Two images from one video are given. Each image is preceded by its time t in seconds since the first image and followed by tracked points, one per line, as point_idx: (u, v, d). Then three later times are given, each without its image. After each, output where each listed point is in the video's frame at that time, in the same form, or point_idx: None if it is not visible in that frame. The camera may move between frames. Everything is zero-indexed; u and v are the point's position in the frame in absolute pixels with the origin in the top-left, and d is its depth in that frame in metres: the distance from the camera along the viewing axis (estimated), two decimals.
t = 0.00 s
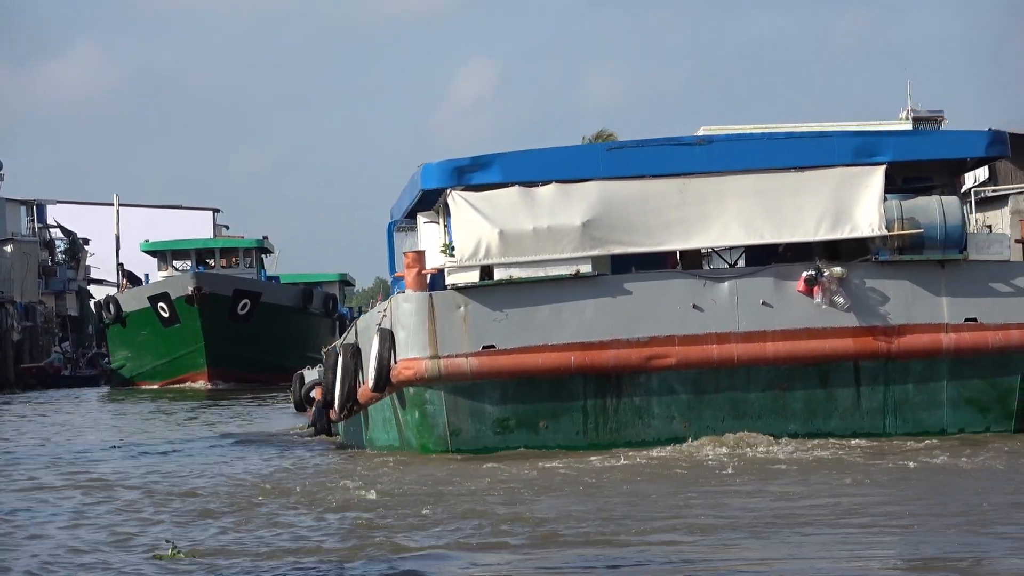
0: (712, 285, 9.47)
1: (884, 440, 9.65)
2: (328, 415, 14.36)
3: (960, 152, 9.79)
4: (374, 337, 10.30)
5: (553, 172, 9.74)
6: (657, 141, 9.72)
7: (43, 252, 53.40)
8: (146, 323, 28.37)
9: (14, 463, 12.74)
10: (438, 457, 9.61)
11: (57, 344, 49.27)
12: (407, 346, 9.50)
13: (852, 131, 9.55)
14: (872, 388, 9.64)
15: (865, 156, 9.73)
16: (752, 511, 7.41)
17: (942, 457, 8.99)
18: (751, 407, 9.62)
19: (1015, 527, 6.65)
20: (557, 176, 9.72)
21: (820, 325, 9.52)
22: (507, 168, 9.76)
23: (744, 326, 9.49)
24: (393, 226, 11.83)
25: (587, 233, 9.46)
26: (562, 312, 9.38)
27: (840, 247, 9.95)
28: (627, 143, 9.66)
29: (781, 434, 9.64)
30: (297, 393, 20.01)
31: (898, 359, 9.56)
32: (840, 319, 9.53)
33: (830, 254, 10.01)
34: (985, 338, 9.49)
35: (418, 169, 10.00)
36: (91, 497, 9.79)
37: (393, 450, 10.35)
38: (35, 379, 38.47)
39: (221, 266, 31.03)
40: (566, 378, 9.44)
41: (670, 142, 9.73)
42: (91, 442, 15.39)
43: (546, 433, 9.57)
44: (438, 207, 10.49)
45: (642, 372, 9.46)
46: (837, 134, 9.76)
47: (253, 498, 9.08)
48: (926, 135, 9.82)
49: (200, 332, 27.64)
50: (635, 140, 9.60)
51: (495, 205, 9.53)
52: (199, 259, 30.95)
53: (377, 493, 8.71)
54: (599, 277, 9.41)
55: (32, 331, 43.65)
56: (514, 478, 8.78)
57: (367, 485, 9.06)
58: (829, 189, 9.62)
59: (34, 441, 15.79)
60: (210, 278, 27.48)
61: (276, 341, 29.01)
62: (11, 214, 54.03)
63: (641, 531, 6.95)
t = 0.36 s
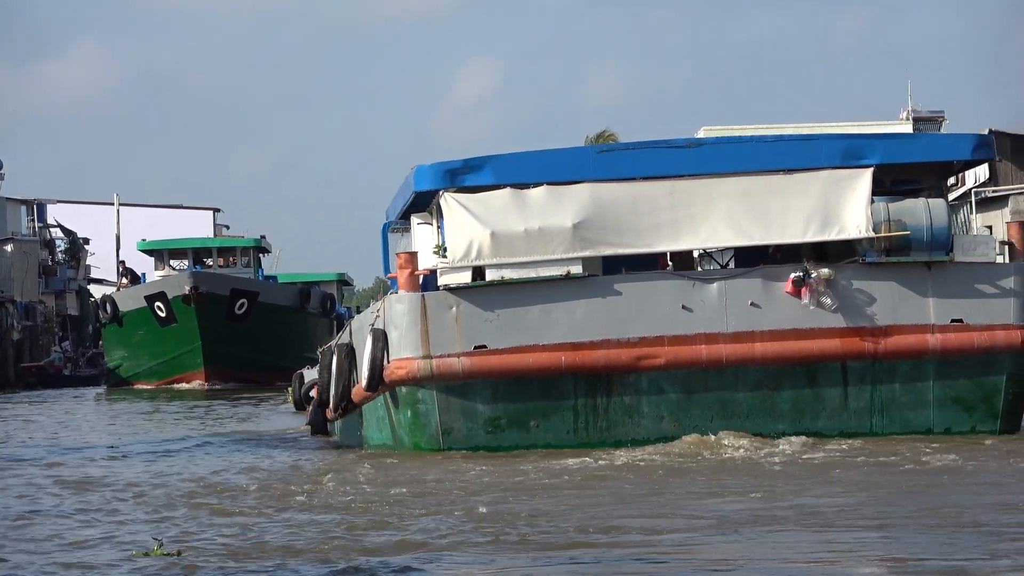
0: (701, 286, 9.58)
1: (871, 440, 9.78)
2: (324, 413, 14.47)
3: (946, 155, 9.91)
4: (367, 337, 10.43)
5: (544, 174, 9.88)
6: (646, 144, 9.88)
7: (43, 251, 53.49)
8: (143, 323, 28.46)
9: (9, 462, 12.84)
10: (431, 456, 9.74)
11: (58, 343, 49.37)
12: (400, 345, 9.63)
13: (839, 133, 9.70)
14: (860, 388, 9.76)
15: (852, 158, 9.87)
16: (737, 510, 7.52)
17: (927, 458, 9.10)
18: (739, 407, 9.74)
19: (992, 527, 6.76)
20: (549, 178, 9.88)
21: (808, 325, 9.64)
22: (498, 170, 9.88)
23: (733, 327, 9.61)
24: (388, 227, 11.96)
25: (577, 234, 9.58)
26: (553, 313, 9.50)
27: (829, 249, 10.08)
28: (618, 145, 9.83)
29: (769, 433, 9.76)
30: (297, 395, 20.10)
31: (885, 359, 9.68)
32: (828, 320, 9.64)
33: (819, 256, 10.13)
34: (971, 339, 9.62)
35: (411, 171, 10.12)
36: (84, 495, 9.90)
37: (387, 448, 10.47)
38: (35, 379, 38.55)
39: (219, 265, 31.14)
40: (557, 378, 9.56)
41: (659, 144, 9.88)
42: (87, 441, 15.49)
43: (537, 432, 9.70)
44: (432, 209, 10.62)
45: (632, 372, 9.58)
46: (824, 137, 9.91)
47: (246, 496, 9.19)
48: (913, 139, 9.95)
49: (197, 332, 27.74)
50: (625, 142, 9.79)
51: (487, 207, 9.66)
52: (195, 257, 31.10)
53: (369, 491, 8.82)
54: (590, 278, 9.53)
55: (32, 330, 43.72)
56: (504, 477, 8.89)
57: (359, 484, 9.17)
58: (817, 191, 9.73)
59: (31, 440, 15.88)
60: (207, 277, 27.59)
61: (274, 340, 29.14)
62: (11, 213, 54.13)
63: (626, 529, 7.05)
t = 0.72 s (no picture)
0: (689, 285, 9.70)
1: (858, 437, 9.89)
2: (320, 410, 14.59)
3: (932, 156, 10.04)
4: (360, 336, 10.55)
5: (535, 174, 10.02)
6: (635, 145, 10.02)
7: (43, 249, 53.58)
8: (139, 321, 28.56)
9: (5, 459, 12.96)
10: (422, 453, 9.86)
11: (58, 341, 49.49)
12: (392, 344, 9.75)
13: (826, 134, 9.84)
14: (846, 386, 9.88)
15: (839, 159, 10.01)
16: (720, 507, 7.63)
17: (911, 455, 9.21)
18: (728, 404, 9.86)
19: (970, 525, 6.86)
20: (540, 178, 10.01)
21: (795, 324, 9.76)
22: (490, 170, 10.00)
23: (721, 325, 9.73)
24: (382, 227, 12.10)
25: (567, 234, 9.70)
26: (543, 312, 9.62)
27: (816, 249, 10.20)
28: (608, 146, 9.98)
29: (757, 430, 9.88)
30: (297, 390, 20.14)
31: (871, 357, 9.80)
32: (815, 319, 9.77)
33: (807, 256, 10.25)
34: (956, 338, 9.74)
35: (403, 172, 10.23)
36: (77, 492, 10.01)
37: (380, 445, 10.60)
38: (35, 377, 38.66)
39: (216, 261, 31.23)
40: (547, 376, 9.69)
41: (649, 145, 10.02)
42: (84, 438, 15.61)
43: (528, 430, 9.82)
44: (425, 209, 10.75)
45: (622, 370, 9.70)
46: (811, 138, 10.05)
47: (238, 493, 9.31)
48: (899, 140, 10.07)
49: (194, 330, 27.85)
50: (615, 143, 9.93)
51: (478, 207, 9.78)
52: (195, 255, 31.30)
53: (359, 488, 8.94)
54: (580, 277, 9.65)
55: (32, 327, 43.81)
56: (493, 474, 9.01)
57: (350, 480, 9.29)
58: (805, 192, 9.86)
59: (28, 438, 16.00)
60: (204, 276, 27.71)
61: (272, 339, 29.26)
62: (10, 211, 54.24)
63: (609, 526, 7.16)
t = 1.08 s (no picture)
0: (678, 286, 9.81)
1: (845, 437, 10.01)
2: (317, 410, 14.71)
3: (918, 159, 10.17)
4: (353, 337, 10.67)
5: (526, 177, 10.15)
6: (624, 148, 10.15)
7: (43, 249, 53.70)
8: (135, 321, 28.69)
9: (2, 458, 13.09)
10: (414, 452, 9.98)
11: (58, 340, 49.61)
12: (385, 344, 9.86)
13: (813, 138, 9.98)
14: (833, 386, 10.00)
15: (826, 162, 10.13)
16: (705, 506, 7.74)
17: (896, 455, 9.33)
18: (716, 404, 9.98)
19: (953, 525, 6.96)
20: (530, 181, 10.14)
21: (783, 325, 9.88)
22: (481, 173, 10.12)
23: (710, 327, 9.84)
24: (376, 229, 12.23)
25: (557, 236, 9.82)
26: (534, 313, 9.74)
27: (805, 251, 10.32)
28: (597, 149, 10.08)
29: (745, 430, 10.01)
30: (297, 388, 20.23)
31: (858, 358, 9.91)
32: (802, 320, 9.88)
33: (796, 258, 10.38)
34: (942, 339, 9.86)
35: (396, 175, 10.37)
36: (71, 490, 10.14)
37: (374, 444, 10.72)
38: (35, 376, 38.77)
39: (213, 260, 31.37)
40: (538, 376, 9.80)
41: (637, 148, 10.15)
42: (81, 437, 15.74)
43: (518, 429, 9.95)
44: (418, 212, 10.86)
45: (612, 370, 9.82)
46: (798, 142, 10.18)
47: (231, 491, 9.43)
48: (885, 143, 10.20)
49: (190, 330, 27.97)
50: (604, 145, 10.04)
51: (470, 210, 9.92)
52: (189, 255, 31.36)
53: (350, 487, 9.05)
54: (570, 278, 9.76)
55: (32, 327, 43.92)
56: (483, 474, 9.12)
57: (342, 479, 9.41)
58: (792, 194, 9.98)
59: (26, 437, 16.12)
60: (201, 276, 27.84)
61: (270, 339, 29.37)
62: (10, 211, 54.36)
63: (594, 525, 7.27)
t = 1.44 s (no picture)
0: (668, 287, 9.93)
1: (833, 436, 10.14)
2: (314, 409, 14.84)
3: (905, 161, 10.27)
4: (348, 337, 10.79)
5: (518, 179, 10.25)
6: (615, 151, 10.25)
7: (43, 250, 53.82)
8: (131, 322, 28.78)
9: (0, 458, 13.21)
10: (407, 452, 10.11)
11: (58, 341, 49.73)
12: (378, 344, 9.99)
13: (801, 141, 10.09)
14: (822, 386, 10.12)
15: (813, 165, 10.26)
16: (690, 505, 7.85)
17: (881, 454, 9.45)
18: (705, 404, 10.11)
19: (932, 524, 7.06)
20: (522, 183, 10.24)
21: (772, 325, 9.99)
22: (473, 175, 10.24)
23: (699, 327, 9.96)
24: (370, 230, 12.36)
25: (548, 238, 9.94)
26: (525, 313, 9.86)
27: (794, 252, 10.44)
28: (588, 152, 10.20)
29: (734, 429, 10.13)
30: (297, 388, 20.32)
31: (846, 358, 10.03)
32: (791, 320, 10.00)
33: (785, 259, 10.51)
34: (929, 339, 9.98)
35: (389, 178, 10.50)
36: (66, 489, 10.26)
37: (368, 444, 10.85)
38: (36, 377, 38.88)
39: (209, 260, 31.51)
40: (529, 376, 9.93)
41: (629, 151, 10.27)
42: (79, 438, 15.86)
43: (510, 429, 10.08)
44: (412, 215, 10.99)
45: (602, 370, 9.94)
46: (788, 144, 10.28)
47: (224, 490, 9.55)
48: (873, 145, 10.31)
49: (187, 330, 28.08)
50: (595, 148, 10.16)
51: (463, 212, 10.05)
52: (185, 255, 31.53)
53: (342, 485, 9.17)
54: (561, 280, 9.87)
55: (32, 328, 44.04)
56: (473, 473, 9.24)
57: (334, 478, 9.53)
58: (780, 197, 10.11)
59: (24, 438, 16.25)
60: (199, 277, 27.96)
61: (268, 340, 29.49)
62: (11, 211, 54.46)
63: (579, 524, 7.38)
